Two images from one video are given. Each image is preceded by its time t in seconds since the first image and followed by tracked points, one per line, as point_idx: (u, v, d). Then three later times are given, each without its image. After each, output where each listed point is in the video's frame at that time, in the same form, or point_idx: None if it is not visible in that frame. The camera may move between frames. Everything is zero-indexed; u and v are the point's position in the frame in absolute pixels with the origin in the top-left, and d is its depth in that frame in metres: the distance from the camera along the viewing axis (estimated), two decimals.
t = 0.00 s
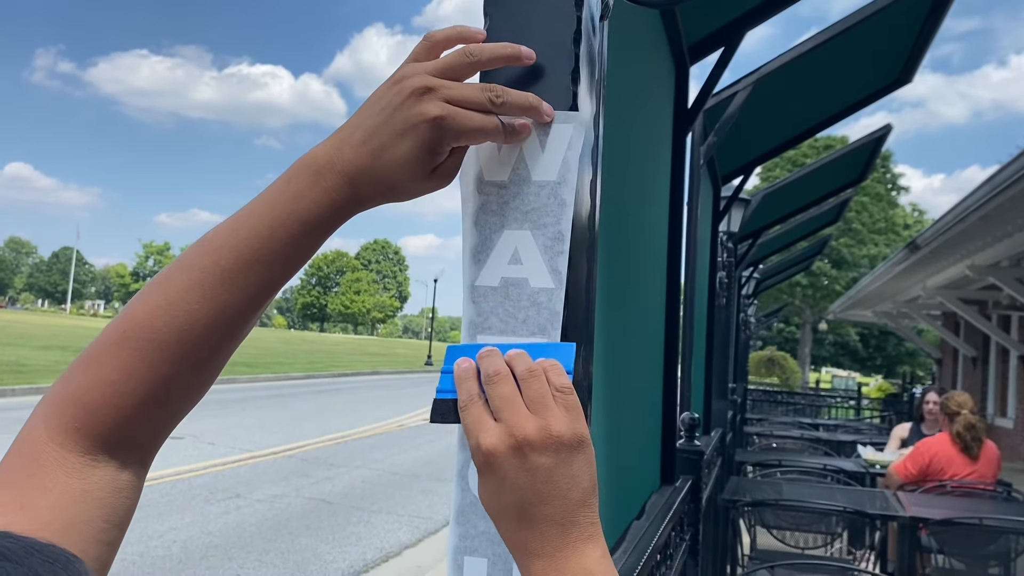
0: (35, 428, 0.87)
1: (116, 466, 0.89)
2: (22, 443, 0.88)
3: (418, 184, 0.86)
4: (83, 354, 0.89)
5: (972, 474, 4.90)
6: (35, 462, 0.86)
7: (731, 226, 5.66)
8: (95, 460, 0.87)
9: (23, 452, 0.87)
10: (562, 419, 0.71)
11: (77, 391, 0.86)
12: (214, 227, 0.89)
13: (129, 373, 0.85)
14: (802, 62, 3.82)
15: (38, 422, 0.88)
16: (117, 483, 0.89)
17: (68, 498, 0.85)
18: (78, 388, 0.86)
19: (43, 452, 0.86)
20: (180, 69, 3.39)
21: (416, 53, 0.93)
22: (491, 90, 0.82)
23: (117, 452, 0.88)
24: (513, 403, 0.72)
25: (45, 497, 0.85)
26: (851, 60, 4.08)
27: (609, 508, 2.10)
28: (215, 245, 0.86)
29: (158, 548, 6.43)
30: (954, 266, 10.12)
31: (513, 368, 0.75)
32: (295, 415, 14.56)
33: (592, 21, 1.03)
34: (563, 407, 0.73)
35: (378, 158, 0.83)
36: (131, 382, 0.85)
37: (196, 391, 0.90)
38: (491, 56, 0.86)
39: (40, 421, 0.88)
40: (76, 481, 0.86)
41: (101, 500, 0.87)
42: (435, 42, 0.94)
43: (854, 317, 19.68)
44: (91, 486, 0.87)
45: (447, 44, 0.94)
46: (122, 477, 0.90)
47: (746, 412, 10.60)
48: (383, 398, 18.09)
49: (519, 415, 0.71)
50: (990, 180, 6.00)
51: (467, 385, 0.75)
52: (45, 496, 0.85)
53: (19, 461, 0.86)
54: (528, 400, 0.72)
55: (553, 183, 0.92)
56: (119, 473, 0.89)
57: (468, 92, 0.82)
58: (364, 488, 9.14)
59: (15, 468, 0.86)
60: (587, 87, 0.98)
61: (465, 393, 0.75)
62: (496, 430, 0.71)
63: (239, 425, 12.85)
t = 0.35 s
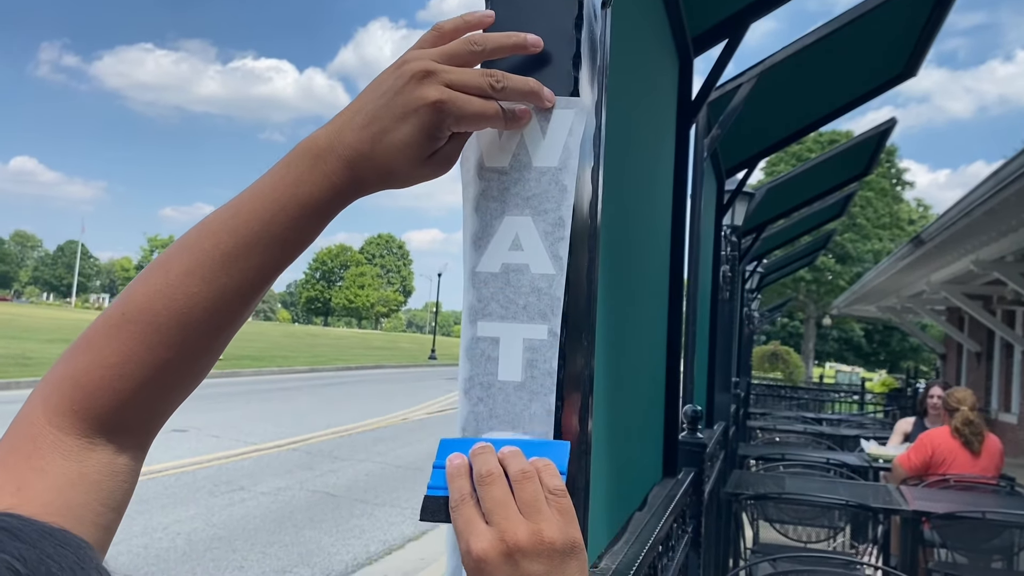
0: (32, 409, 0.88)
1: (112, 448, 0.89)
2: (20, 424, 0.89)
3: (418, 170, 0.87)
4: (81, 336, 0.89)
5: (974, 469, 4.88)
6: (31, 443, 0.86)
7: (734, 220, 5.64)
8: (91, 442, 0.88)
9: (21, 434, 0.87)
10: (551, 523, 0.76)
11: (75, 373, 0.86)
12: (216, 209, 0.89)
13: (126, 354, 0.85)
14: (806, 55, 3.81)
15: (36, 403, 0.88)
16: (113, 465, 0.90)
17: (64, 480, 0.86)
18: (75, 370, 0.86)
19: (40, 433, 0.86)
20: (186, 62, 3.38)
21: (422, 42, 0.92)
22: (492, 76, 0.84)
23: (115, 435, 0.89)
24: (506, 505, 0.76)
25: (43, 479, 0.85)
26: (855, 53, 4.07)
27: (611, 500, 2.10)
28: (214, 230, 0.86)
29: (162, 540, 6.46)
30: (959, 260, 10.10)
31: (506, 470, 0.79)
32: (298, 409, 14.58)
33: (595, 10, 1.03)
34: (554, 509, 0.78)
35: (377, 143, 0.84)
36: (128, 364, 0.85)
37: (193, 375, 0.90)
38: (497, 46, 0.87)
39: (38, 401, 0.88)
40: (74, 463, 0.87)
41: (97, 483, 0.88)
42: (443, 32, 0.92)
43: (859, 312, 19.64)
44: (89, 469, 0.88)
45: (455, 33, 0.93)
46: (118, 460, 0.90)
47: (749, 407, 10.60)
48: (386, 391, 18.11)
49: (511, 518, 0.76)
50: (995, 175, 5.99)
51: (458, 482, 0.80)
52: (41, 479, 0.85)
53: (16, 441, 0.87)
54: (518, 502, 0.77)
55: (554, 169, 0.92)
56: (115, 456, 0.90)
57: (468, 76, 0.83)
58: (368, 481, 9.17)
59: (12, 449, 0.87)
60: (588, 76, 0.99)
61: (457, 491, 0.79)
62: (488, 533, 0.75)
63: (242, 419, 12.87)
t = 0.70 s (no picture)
0: (50, 386, 0.89)
1: (128, 425, 0.90)
2: (38, 401, 0.90)
3: (429, 151, 0.88)
4: (98, 314, 0.90)
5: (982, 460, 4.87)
6: (50, 418, 0.88)
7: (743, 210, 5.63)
8: (108, 419, 0.89)
9: (38, 410, 0.89)
10: None
11: (92, 350, 0.87)
12: (231, 188, 0.90)
13: (142, 332, 0.86)
14: (816, 44, 3.80)
15: (53, 380, 0.90)
16: (129, 441, 0.91)
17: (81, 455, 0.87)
18: (92, 347, 0.88)
19: (57, 409, 0.88)
20: (195, 52, 3.40)
21: (436, 23, 0.92)
22: (503, 55, 0.85)
23: (130, 412, 0.90)
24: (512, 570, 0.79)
25: (60, 453, 0.87)
26: (866, 43, 4.05)
27: (618, 486, 2.11)
28: (229, 208, 0.87)
29: (172, 527, 6.52)
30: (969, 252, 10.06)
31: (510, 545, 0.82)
32: (306, 397, 14.63)
33: None
34: None
35: (388, 125, 0.85)
36: (144, 342, 0.86)
37: (207, 354, 0.91)
38: (509, 29, 0.88)
39: (55, 378, 0.90)
40: (91, 439, 0.88)
41: (114, 458, 0.89)
42: (456, 14, 0.92)
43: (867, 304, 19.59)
44: (105, 444, 0.89)
45: (467, 16, 0.93)
46: (134, 437, 0.91)
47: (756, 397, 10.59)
48: (394, 381, 18.16)
49: None
50: (1006, 166, 5.95)
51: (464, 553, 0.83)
52: (59, 453, 0.87)
53: (34, 419, 0.88)
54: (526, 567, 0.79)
55: (563, 151, 0.93)
56: (131, 433, 0.91)
57: (480, 58, 0.85)
58: (376, 469, 9.21)
59: (30, 425, 0.88)
60: (597, 58, 0.99)
61: (462, 564, 0.82)
62: None
63: (251, 408, 12.93)
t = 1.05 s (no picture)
0: (69, 353, 0.91)
1: (145, 393, 0.92)
2: (58, 368, 0.92)
3: (439, 120, 0.88)
4: (115, 284, 0.92)
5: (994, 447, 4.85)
6: (69, 385, 0.90)
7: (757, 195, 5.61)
8: (124, 386, 0.90)
9: (58, 377, 0.91)
10: None
11: (108, 318, 0.89)
12: (244, 159, 0.90)
13: (157, 300, 0.87)
14: (831, 25, 3.76)
15: (72, 348, 0.91)
16: (146, 409, 0.92)
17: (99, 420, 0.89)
18: (108, 314, 0.89)
19: (76, 376, 0.90)
20: (208, 37, 3.40)
21: None
22: (512, 24, 0.85)
23: (146, 380, 0.91)
24: None
25: (77, 419, 0.89)
26: (882, 25, 4.01)
27: (627, 467, 2.12)
28: (240, 177, 0.87)
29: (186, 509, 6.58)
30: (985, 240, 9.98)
31: None
32: (317, 381, 14.69)
33: None
34: None
35: (397, 95, 0.85)
36: (158, 310, 0.87)
37: (222, 324, 0.92)
38: None
39: (74, 345, 0.91)
40: (108, 405, 0.90)
41: (131, 425, 0.90)
42: None
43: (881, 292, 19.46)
44: (122, 411, 0.90)
45: None
46: (150, 405, 0.92)
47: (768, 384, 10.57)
48: (406, 366, 18.21)
49: None
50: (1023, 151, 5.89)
51: None
52: (77, 419, 0.88)
53: (54, 385, 0.90)
54: None
55: (571, 123, 0.93)
56: (148, 401, 0.92)
57: (489, 26, 0.85)
58: (388, 453, 9.26)
59: (50, 391, 0.90)
60: (607, 32, 0.99)
61: None
62: None
63: (264, 391, 13.00)
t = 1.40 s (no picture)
0: (91, 314, 0.93)
1: (165, 354, 0.93)
2: (80, 328, 0.94)
3: (455, 86, 0.89)
4: (137, 247, 0.94)
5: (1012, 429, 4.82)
6: (91, 344, 0.91)
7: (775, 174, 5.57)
8: (145, 346, 0.92)
9: (80, 337, 0.92)
10: None
11: (130, 279, 0.91)
12: (261, 126, 0.92)
13: (177, 262, 0.89)
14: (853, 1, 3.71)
15: (95, 309, 0.93)
16: (165, 371, 0.93)
17: (119, 379, 0.90)
18: (129, 278, 0.91)
19: (98, 335, 0.91)
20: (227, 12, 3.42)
21: None
22: None
23: (166, 340, 0.93)
24: None
25: (98, 378, 0.90)
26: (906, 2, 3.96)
27: (640, 441, 2.13)
28: (260, 142, 0.89)
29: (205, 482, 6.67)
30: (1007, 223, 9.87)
31: None
32: (334, 359, 14.82)
33: None
34: None
35: (414, 59, 0.86)
36: (178, 272, 0.89)
37: (240, 288, 0.93)
38: None
39: (96, 306, 0.93)
40: (128, 365, 0.91)
41: (150, 386, 0.92)
42: None
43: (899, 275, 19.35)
44: (140, 371, 0.91)
45: None
46: (170, 366, 0.93)
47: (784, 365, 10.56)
48: (423, 344, 18.31)
49: None
50: None
51: None
52: (98, 378, 0.90)
53: (76, 345, 0.92)
54: None
55: (587, 90, 0.93)
56: (168, 362, 0.93)
57: None
58: (404, 430, 9.34)
59: (72, 350, 0.92)
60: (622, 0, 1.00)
61: None
62: None
63: (281, 368, 13.12)
